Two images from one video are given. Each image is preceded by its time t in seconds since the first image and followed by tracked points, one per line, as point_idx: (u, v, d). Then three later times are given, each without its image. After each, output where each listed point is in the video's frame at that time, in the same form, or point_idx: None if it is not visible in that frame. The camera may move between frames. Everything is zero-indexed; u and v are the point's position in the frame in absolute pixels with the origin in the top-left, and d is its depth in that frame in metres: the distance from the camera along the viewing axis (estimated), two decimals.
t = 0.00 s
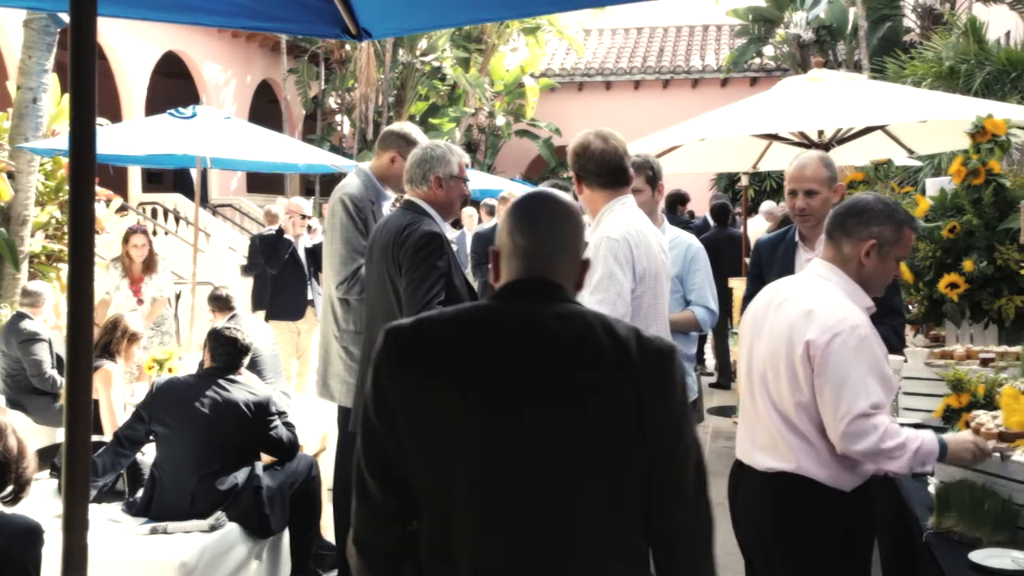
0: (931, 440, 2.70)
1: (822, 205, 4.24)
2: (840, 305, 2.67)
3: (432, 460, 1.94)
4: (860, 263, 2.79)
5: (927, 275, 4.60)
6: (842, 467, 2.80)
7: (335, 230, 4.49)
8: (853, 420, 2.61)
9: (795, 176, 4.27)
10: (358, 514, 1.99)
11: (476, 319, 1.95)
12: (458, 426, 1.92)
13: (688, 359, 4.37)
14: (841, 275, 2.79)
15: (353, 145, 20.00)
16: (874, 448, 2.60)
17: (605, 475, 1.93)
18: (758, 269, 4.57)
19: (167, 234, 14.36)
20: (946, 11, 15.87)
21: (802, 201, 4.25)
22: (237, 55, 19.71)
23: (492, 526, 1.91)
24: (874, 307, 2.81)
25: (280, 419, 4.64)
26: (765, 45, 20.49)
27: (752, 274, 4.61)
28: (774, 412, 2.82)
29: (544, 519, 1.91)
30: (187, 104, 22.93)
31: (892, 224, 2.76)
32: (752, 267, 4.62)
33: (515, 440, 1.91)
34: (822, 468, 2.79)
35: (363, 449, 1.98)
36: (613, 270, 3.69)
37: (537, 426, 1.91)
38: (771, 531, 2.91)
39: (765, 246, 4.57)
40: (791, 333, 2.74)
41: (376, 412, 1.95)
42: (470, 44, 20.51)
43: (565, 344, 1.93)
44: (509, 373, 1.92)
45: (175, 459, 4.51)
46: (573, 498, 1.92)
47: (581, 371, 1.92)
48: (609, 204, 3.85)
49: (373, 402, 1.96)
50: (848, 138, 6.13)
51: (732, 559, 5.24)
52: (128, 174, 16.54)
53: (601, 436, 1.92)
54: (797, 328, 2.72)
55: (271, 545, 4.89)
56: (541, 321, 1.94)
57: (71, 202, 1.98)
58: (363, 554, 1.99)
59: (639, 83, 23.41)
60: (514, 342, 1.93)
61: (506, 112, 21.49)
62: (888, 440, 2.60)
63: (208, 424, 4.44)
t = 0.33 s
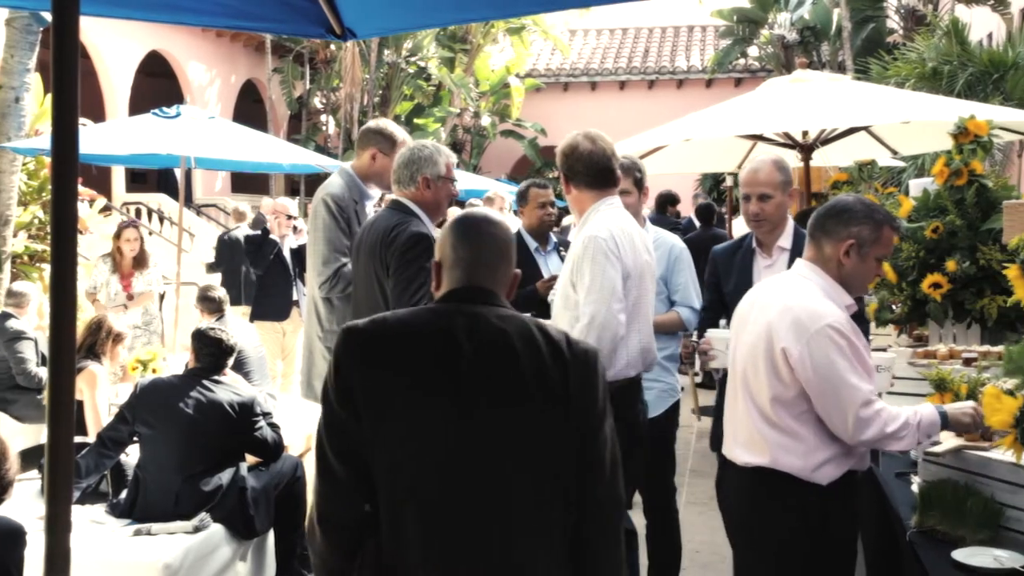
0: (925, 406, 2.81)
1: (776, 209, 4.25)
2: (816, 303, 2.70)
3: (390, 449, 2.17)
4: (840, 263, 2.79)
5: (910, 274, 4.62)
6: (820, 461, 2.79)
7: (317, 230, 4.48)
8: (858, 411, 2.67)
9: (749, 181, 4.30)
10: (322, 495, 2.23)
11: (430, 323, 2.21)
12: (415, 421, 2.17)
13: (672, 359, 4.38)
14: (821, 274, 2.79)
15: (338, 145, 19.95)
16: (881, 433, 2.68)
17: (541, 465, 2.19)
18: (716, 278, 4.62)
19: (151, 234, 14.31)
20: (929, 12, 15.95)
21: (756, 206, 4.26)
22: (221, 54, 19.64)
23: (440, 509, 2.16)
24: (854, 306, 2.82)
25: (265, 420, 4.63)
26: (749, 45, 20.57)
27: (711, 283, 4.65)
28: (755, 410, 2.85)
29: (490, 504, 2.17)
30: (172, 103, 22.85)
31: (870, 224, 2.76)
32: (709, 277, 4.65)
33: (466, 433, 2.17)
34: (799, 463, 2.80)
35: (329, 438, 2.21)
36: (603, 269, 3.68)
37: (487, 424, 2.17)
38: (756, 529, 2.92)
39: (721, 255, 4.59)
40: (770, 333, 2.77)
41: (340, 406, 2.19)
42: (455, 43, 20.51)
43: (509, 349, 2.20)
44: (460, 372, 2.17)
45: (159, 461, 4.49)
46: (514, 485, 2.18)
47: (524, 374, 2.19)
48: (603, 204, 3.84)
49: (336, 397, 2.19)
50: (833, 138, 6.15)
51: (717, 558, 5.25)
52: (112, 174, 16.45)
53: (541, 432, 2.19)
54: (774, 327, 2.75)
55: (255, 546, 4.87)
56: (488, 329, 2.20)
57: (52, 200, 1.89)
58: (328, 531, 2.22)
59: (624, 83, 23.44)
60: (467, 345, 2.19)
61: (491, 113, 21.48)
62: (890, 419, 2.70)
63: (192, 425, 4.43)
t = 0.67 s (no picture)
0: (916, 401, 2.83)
1: (748, 210, 3.80)
2: (802, 299, 2.71)
3: (360, 410, 2.49)
4: (826, 261, 2.80)
5: (895, 274, 4.64)
6: (811, 457, 2.81)
7: (301, 230, 4.44)
8: (849, 402, 2.70)
9: (720, 179, 3.82)
10: (293, 452, 2.51)
11: (397, 300, 2.52)
12: (384, 387, 2.49)
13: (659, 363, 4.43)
14: (808, 272, 2.80)
15: (324, 145, 19.93)
16: (875, 424, 2.71)
17: (486, 420, 2.56)
18: (683, 279, 4.00)
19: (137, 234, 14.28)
20: (914, 12, 16.03)
21: (728, 206, 3.78)
22: (206, 53, 19.58)
23: (401, 458, 2.49)
24: (841, 302, 2.83)
25: (251, 420, 4.62)
26: (735, 46, 20.61)
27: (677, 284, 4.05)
28: (744, 407, 2.86)
29: (446, 459, 2.52)
30: (156, 102, 22.77)
31: (855, 223, 2.77)
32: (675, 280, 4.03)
33: (427, 398, 2.50)
34: (789, 458, 2.81)
35: (302, 400, 2.50)
36: (591, 269, 3.67)
37: (439, 383, 2.51)
38: (744, 525, 2.92)
39: (689, 254, 4.01)
40: (757, 331, 2.77)
41: (314, 370, 2.48)
42: (442, 43, 20.49)
43: (464, 326, 2.55)
44: (422, 344, 2.51)
45: (145, 461, 4.47)
46: (466, 444, 2.53)
47: (474, 345, 2.54)
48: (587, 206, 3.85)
49: (308, 362, 2.48)
50: (818, 139, 6.17)
51: (703, 558, 5.27)
52: (96, 174, 16.37)
53: (487, 391, 2.56)
54: (762, 325, 2.75)
55: (241, 547, 4.86)
56: (447, 307, 2.54)
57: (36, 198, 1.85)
58: (298, 483, 2.50)
59: (611, 84, 23.46)
60: (429, 322, 2.52)
61: (478, 113, 21.48)
62: (882, 410, 2.72)
63: (177, 425, 4.42)
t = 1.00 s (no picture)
0: (909, 400, 2.85)
1: (738, 211, 3.68)
2: (794, 299, 2.72)
3: (299, 410, 2.56)
4: (816, 260, 2.81)
5: (880, 274, 4.66)
6: (803, 456, 2.82)
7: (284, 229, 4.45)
8: (841, 401, 2.71)
9: (710, 178, 3.73)
10: (237, 463, 2.54)
11: (316, 304, 2.63)
12: (322, 382, 2.58)
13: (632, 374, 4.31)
14: (799, 272, 2.81)
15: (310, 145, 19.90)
16: (868, 423, 2.72)
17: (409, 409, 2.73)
18: (666, 274, 3.96)
19: (124, 234, 14.24)
20: (899, 13, 16.12)
21: (716, 206, 3.68)
22: (192, 52, 19.52)
23: (345, 453, 2.59)
24: (831, 302, 2.84)
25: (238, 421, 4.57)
26: (721, 47, 20.67)
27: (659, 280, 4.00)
28: (736, 406, 2.87)
29: (381, 446, 2.64)
30: (141, 102, 22.69)
31: (845, 223, 2.79)
32: (661, 272, 3.99)
33: (362, 394, 2.63)
34: (782, 457, 2.82)
35: (240, 409, 2.54)
36: (581, 268, 3.68)
37: (370, 379, 2.64)
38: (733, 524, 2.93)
39: (674, 249, 3.94)
40: (749, 331, 2.79)
41: (250, 380, 2.52)
42: (428, 43, 20.48)
43: (380, 324, 2.70)
44: (349, 342, 2.63)
45: (130, 461, 4.45)
46: (396, 430, 2.67)
47: (391, 340, 2.71)
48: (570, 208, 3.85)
49: (245, 371, 2.52)
50: (803, 139, 6.19)
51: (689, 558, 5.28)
52: (82, 173, 16.31)
53: (405, 381, 2.74)
54: (754, 324, 2.76)
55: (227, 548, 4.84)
56: (361, 303, 2.68)
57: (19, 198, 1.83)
58: (247, 489, 2.54)
59: (597, 84, 23.49)
60: (350, 319, 2.65)
61: (464, 113, 21.48)
62: (873, 408, 2.74)
63: (163, 427, 4.39)
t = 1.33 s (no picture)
0: (899, 402, 2.85)
1: (723, 215, 3.56)
2: (784, 300, 2.73)
3: (197, 375, 2.94)
4: (806, 261, 2.82)
5: (865, 274, 4.68)
6: (793, 457, 2.82)
7: (271, 229, 4.49)
8: (828, 401, 2.72)
9: (695, 181, 3.59)
10: (147, 427, 2.88)
11: (208, 281, 3.02)
12: (218, 348, 2.97)
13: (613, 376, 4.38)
14: (789, 273, 2.82)
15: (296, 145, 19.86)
16: (859, 425, 2.73)
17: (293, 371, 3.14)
18: (649, 273, 3.82)
19: (109, 234, 14.19)
20: (883, 15, 16.21)
21: (700, 211, 3.56)
22: (177, 52, 19.45)
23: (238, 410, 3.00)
24: (820, 304, 2.85)
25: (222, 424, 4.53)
26: (707, 47, 20.74)
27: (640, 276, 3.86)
28: (726, 407, 2.88)
29: (271, 402, 3.07)
30: (126, 102, 22.60)
31: (835, 223, 2.80)
32: (642, 270, 3.86)
33: (252, 359, 3.03)
34: (771, 457, 2.82)
35: (146, 378, 2.88)
36: (570, 267, 3.69)
37: (257, 346, 3.05)
38: (722, 524, 2.93)
39: (657, 246, 3.83)
40: (739, 332, 2.80)
41: (154, 350, 2.88)
42: (415, 44, 20.47)
43: (264, 297, 3.10)
44: (238, 313, 3.02)
45: (114, 463, 4.43)
46: (283, 388, 3.09)
47: (276, 310, 3.11)
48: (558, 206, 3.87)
49: (147, 344, 2.87)
50: (787, 140, 6.21)
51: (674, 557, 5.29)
52: (66, 174, 16.24)
53: (291, 347, 3.14)
54: (745, 325, 2.77)
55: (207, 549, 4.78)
56: (247, 278, 3.08)
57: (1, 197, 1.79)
58: (157, 449, 2.89)
59: (583, 84, 23.52)
60: (239, 293, 3.05)
61: (451, 113, 21.48)
62: (862, 410, 2.74)
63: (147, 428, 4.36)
